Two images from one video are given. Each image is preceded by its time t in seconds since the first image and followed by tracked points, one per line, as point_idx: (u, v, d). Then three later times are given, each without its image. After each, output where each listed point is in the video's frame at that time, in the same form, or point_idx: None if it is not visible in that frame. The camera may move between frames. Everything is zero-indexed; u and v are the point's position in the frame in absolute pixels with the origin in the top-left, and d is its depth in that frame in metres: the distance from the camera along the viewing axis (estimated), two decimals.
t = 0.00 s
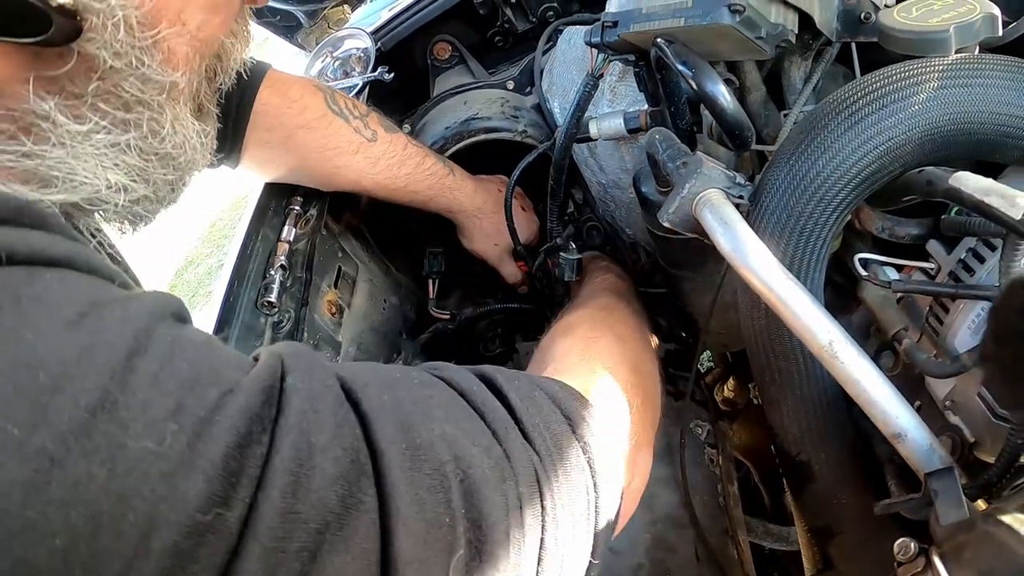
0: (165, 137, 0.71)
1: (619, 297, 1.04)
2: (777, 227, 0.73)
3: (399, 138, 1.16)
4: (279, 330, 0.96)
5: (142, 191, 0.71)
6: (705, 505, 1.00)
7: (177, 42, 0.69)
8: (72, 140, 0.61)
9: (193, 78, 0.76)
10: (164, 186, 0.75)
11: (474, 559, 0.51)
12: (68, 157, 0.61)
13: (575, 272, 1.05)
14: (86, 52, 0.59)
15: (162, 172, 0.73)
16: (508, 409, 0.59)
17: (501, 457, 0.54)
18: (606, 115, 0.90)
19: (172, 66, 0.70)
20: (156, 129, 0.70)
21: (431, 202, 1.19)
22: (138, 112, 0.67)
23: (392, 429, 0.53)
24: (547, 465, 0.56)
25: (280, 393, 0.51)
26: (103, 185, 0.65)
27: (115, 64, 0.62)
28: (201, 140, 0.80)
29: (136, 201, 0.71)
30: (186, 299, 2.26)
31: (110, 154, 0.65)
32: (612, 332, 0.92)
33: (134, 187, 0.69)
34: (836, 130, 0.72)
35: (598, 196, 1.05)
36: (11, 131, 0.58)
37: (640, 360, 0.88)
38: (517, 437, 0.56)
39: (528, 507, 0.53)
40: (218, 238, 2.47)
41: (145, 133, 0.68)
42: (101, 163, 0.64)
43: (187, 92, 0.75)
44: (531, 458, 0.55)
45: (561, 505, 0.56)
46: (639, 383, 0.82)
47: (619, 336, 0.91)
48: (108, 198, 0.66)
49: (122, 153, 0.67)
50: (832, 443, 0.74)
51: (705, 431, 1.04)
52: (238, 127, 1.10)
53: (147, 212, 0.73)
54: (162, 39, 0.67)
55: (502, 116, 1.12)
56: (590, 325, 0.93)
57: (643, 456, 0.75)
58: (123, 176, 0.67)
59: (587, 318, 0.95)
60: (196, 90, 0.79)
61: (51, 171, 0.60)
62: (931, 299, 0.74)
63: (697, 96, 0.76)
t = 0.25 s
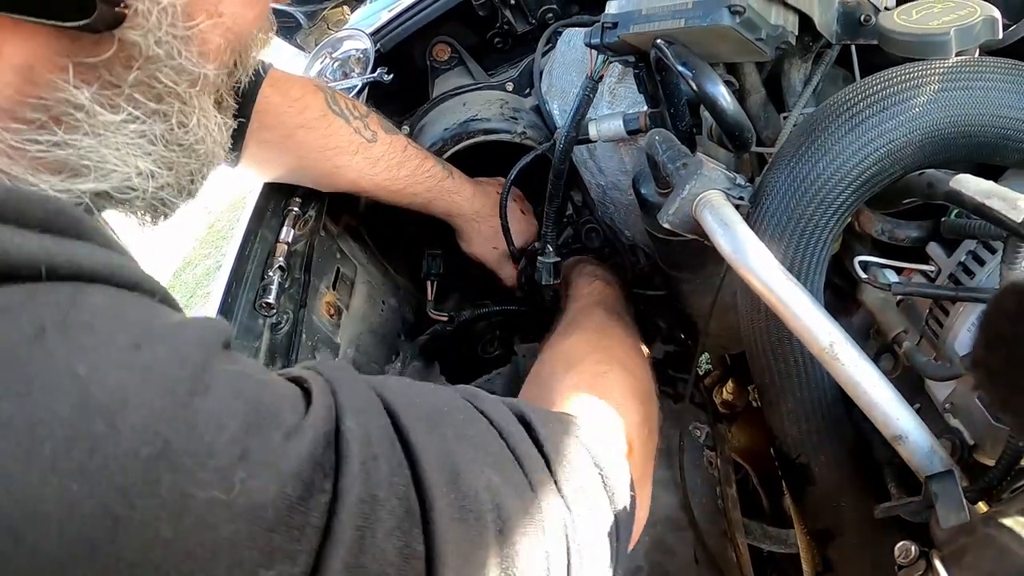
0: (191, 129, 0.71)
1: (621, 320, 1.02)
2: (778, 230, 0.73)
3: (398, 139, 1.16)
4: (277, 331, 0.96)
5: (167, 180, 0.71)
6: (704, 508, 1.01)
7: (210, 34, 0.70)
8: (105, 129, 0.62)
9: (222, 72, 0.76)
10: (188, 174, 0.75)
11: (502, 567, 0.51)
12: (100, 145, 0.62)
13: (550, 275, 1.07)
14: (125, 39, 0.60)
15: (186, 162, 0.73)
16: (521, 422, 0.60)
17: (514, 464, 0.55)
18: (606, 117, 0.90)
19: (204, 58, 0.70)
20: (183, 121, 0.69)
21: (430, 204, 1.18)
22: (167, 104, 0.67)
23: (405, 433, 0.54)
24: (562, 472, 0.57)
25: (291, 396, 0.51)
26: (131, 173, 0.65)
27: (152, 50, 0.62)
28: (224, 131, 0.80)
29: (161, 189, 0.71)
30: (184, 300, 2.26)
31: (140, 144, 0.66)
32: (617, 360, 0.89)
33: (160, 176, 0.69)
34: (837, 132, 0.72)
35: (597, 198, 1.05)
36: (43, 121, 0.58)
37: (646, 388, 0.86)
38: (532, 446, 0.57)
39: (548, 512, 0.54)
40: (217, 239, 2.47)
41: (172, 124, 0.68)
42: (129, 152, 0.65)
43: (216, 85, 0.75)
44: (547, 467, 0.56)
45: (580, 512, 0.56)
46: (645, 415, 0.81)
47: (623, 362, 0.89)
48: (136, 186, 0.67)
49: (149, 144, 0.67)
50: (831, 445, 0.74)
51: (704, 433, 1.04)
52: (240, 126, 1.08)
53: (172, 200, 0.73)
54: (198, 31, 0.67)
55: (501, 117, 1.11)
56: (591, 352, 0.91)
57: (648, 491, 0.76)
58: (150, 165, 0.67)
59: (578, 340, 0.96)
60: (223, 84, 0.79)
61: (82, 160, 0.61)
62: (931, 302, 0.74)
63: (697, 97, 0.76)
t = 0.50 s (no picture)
0: (202, 128, 0.70)
1: (613, 320, 1.02)
2: (777, 233, 0.73)
3: (398, 138, 1.16)
4: (277, 333, 0.97)
5: (176, 179, 0.70)
6: (703, 510, 0.98)
7: (225, 35, 0.67)
8: (117, 126, 0.62)
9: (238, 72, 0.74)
10: (200, 172, 0.74)
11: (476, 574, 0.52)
12: (111, 142, 0.62)
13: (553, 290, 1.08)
14: (140, 38, 0.59)
15: (199, 161, 0.72)
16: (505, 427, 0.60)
17: (496, 471, 0.56)
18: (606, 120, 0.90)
19: (219, 59, 0.68)
20: (194, 120, 0.68)
21: (429, 203, 1.18)
22: (178, 103, 0.66)
23: (384, 432, 0.54)
24: (542, 483, 0.57)
25: (280, 390, 0.52)
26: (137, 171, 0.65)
27: (166, 49, 0.61)
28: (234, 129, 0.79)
29: (170, 186, 0.70)
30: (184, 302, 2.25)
31: (150, 142, 0.65)
32: (611, 360, 0.89)
33: (169, 173, 0.69)
34: (836, 136, 0.72)
35: (597, 201, 1.05)
36: (59, 115, 0.58)
37: (637, 389, 0.86)
38: (515, 454, 0.58)
39: (526, 524, 0.55)
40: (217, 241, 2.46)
41: (183, 123, 0.67)
42: (138, 150, 0.64)
43: (230, 86, 0.74)
44: (527, 475, 0.57)
45: (558, 523, 0.57)
46: (636, 416, 0.81)
47: (614, 361, 0.89)
48: (145, 183, 0.66)
49: (158, 142, 0.66)
50: (830, 448, 0.74)
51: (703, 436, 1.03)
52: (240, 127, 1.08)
53: (180, 199, 0.72)
54: (212, 32, 0.65)
55: (501, 120, 1.12)
56: (586, 353, 0.91)
57: (632, 494, 0.76)
58: (159, 163, 0.67)
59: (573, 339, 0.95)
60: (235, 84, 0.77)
61: (94, 155, 0.61)
62: (929, 305, 0.74)
63: (697, 100, 0.76)
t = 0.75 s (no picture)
0: (229, 113, 0.70)
1: (627, 320, 1.03)
2: (779, 234, 0.73)
3: (400, 138, 1.17)
4: (279, 333, 0.96)
5: (201, 168, 0.70)
6: (704, 512, 0.97)
7: (252, 25, 0.69)
8: (148, 109, 0.62)
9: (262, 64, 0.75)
10: (223, 161, 0.74)
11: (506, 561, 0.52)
12: (141, 124, 0.63)
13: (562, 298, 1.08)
14: (175, 22, 0.60)
15: (222, 150, 0.72)
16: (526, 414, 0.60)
17: (519, 455, 0.56)
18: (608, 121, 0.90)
19: (246, 47, 0.69)
20: (220, 106, 0.68)
21: (432, 204, 1.18)
22: (207, 88, 0.66)
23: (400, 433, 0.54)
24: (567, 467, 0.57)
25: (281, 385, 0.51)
26: (162, 155, 0.65)
27: (197, 30, 0.62)
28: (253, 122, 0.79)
29: (195, 175, 0.70)
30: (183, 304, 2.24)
31: (178, 128, 0.66)
32: (628, 360, 0.90)
33: (195, 160, 0.69)
34: (838, 138, 0.72)
35: (599, 202, 1.05)
36: (91, 96, 0.59)
37: (654, 396, 0.86)
38: (538, 439, 0.57)
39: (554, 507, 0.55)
40: (216, 244, 2.46)
41: (209, 109, 0.67)
42: (166, 134, 0.65)
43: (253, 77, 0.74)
44: (552, 459, 0.57)
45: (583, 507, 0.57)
46: (654, 423, 0.81)
47: (632, 366, 0.89)
48: (172, 167, 0.67)
49: (185, 128, 0.66)
50: (832, 449, 0.74)
51: (704, 437, 1.02)
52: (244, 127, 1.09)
53: (202, 186, 0.72)
54: (240, 20, 0.66)
55: (503, 122, 1.12)
56: (603, 354, 0.91)
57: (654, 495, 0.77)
58: (186, 149, 0.67)
59: (593, 341, 0.95)
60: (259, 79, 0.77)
61: (122, 137, 0.62)
62: (931, 307, 0.74)
63: (699, 101, 0.76)
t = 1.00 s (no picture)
0: (220, 114, 0.70)
1: (614, 332, 1.03)
2: (779, 237, 0.73)
3: (402, 142, 1.17)
4: (281, 335, 0.97)
5: (194, 170, 0.70)
6: (705, 513, 0.97)
7: (243, 25, 0.69)
8: (138, 110, 0.62)
9: (253, 65, 0.75)
10: (217, 164, 0.74)
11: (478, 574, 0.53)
12: (132, 126, 0.62)
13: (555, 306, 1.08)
14: (164, 21, 0.60)
15: (215, 152, 0.72)
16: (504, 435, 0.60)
17: (494, 475, 0.56)
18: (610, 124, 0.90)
19: (238, 47, 0.69)
20: (212, 107, 0.69)
21: (434, 206, 1.18)
22: (200, 88, 0.66)
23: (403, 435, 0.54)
24: (541, 488, 0.58)
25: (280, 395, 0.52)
26: (155, 157, 0.65)
27: (185, 28, 0.61)
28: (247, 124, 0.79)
29: (188, 177, 0.70)
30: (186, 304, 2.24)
31: (169, 128, 0.66)
32: (611, 373, 0.90)
33: (188, 162, 0.69)
34: (838, 141, 0.73)
35: (600, 203, 1.06)
36: (83, 98, 0.59)
37: (634, 406, 0.85)
38: (514, 460, 0.58)
39: (525, 528, 0.56)
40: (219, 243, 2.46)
41: (201, 109, 0.68)
42: (158, 135, 0.65)
43: (245, 78, 0.74)
44: (526, 481, 0.58)
45: (555, 529, 0.57)
46: (632, 435, 0.80)
47: (613, 378, 0.88)
48: (165, 170, 0.67)
49: (177, 129, 0.66)
50: (833, 451, 0.74)
51: (705, 439, 1.03)
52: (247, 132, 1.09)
53: (197, 191, 0.72)
54: (230, 19, 0.66)
55: (505, 124, 1.13)
56: (584, 367, 0.91)
57: (627, 507, 0.75)
58: (178, 151, 0.67)
59: (574, 354, 0.95)
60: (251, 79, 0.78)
61: (114, 139, 0.62)
62: (931, 309, 0.74)
63: (700, 104, 0.76)
